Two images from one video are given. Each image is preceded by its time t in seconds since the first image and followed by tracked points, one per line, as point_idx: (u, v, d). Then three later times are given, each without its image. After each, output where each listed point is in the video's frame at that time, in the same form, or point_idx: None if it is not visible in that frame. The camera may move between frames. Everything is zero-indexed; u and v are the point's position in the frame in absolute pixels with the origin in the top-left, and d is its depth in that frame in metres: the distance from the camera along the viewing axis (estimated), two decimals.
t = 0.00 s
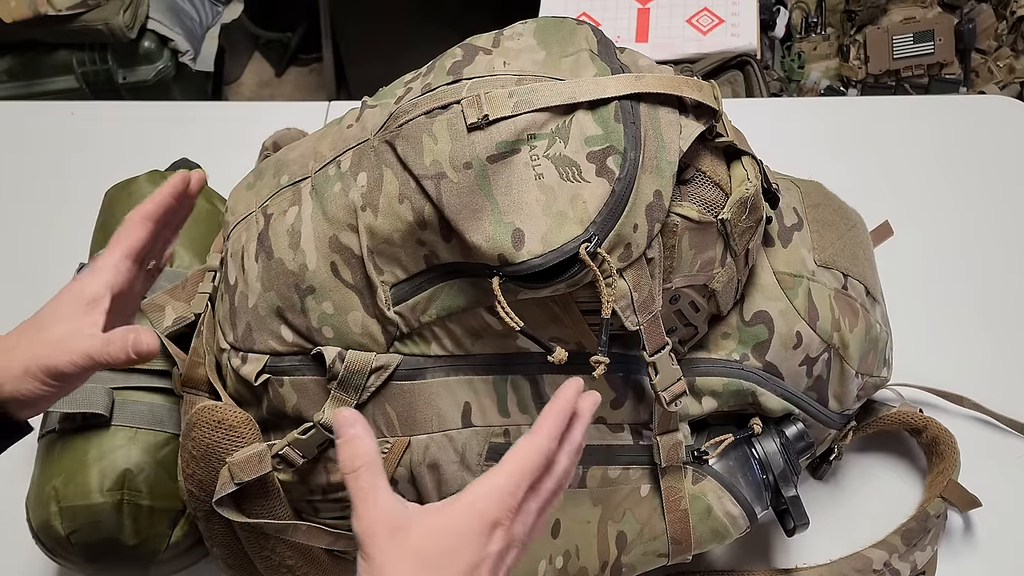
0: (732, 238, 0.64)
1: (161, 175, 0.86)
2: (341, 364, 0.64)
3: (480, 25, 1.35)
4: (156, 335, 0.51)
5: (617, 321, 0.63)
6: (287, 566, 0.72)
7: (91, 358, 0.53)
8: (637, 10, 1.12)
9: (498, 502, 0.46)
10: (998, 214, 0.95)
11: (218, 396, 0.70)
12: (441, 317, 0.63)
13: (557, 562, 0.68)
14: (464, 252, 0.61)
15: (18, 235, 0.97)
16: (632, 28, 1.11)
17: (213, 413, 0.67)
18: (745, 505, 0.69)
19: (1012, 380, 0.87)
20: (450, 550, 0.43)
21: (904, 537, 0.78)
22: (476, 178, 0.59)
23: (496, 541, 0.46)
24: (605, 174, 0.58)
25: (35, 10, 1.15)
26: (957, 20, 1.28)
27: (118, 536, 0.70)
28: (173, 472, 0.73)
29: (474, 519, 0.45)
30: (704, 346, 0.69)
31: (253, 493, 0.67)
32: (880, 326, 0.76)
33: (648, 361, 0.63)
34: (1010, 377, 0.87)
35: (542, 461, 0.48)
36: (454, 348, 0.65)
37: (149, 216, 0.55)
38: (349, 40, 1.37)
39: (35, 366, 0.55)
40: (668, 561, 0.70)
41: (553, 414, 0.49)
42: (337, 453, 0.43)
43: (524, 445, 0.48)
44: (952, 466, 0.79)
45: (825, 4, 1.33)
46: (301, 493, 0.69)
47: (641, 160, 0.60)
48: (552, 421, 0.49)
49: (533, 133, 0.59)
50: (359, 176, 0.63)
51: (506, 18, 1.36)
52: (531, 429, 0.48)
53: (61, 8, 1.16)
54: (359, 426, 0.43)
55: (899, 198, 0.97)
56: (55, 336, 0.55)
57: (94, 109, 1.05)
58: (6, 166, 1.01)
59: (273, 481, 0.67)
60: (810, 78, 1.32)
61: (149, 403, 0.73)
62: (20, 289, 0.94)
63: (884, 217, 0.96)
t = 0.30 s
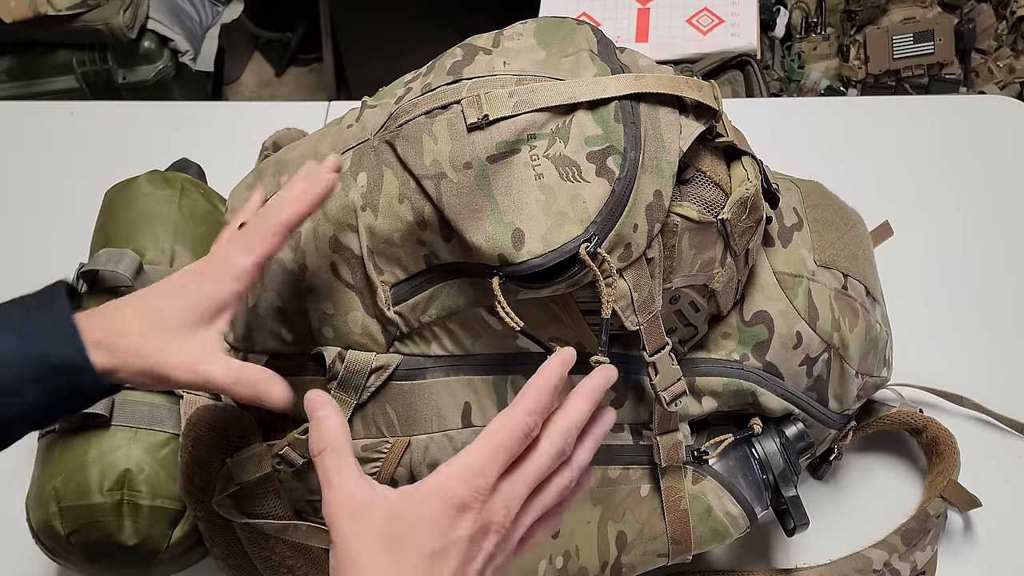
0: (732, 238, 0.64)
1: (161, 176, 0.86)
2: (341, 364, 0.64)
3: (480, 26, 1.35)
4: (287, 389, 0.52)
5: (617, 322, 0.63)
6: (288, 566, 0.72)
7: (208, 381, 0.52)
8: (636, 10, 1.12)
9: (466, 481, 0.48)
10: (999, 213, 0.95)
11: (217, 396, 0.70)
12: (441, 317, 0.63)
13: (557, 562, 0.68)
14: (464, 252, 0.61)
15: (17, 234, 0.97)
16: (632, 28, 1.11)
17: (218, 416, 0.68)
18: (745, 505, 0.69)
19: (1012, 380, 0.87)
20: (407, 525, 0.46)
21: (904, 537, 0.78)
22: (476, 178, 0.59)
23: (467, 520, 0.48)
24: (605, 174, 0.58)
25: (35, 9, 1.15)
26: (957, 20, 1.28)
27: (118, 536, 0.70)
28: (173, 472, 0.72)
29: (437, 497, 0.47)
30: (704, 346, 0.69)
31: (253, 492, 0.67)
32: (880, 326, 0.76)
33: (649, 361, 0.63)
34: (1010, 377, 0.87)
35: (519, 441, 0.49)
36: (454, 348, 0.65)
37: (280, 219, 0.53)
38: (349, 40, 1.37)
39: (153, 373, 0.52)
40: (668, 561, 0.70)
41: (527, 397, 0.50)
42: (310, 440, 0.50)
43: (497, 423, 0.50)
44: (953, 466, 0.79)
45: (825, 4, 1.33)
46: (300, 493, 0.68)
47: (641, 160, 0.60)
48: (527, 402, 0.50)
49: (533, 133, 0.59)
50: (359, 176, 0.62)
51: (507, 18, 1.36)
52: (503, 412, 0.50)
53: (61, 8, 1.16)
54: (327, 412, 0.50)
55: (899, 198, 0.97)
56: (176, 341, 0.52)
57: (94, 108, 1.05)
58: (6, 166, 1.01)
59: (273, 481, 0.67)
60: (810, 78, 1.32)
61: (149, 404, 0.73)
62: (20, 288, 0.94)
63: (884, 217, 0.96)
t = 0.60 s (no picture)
0: (732, 238, 0.64)
1: (161, 175, 0.86)
2: (341, 364, 0.64)
3: (480, 25, 1.35)
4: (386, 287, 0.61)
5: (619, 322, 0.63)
6: (287, 565, 0.72)
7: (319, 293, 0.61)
8: (636, 11, 1.12)
9: (447, 432, 0.45)
10: (1000, 213, 0.95)
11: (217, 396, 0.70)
12: (442, 317, 0.63)
13: (557, 562, 0.67)
14: (464, 252, 0.61)
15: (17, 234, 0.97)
16: (632, 28, 1.11)
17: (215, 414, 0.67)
18: (745, 504, 0.69)
19: (1013, 380, 0.87)
20: (387, 477, 0.46)
21: (904, 537, 0.78)
22: (476, 178, 0.59)
23: (446, 472, 0.45)
24: (605, 175, 0.58)
25: (35, 9, 1.15)
26: (956, 20, 1.28)
27: (118, 536, 0.71)
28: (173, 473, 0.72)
29: (414, 450, 0.46)
30: (704, 346, 0.69)
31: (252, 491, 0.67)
32: (880, 326, 0.76)
33: (649, 361, 0.63)
34: (1010, 378, 0.87)
35: (505, 387, 0.44)
36: (455, 348, 0.65)
37: (339, 126, 0.66)
38: (349, 39, 1.37)
39: (273, 288, 0.61)
40: (668, 561, 0.71)
41: (505, 347, 0.44)
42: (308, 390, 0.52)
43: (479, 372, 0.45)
44: (952, 466, 0.79)
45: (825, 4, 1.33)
46: (301, 493, 0.69)
47: (641, 160, 0.60)
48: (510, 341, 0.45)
49: (533, 133, 0.59)
50: (359, 177, 0.63)
51: (506, 18, 1.36)
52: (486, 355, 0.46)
53: (61, 8, 1.16)
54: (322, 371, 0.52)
55: (899, 198, 0.97)
56: (295, 273, 0.61)
57: (94, 108, 1.05)
58: (6, 165, 1.01)
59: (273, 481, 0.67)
60: (810, 78, 1.32)
61: (149, 403, 0.73)
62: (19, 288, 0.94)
63: (883, 217, 0.96)
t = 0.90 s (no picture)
0: (732, 238, 0.64)
1: (161, 175, 0.86)
2: (341, 364, 0.64)
3: (480, 25, 1.35)
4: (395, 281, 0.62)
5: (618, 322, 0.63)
6: (287, 565, 0.72)
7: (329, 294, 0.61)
8: (636, 11, 1.12)
9: (538, 443, 0.40)
10: (1000, 213, 0.95)
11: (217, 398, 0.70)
12: (442, 317, 0.63)
13: (557, 563, 0.67)
14: (464, 252, 0.61)
15: (18, 234, 0.97)
16: (632, 28, 1.11)
17: (215, 414, 0.67)
18: (745, 505, 0.69)
19: (1013, 380, 0.87)
20: (468, 484, 0.40)
21: (904, 537, 0.78)
22: (476, 178, 0.59)
23: (534, 488, 0.40)
24: (605, 175, 0.58)
25: (35, 9, 1.15)
26: (956, 20, 1.28)
27: (118, 536, 0.71)
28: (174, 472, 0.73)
29: (503, 455, 0.40)
30: (704, 346, 0.69)
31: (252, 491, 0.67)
32: (880, 326, 0.76)
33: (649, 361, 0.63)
34: (1011, 378, 0.87)
35: (611, 394, 0.39)
36: (454, 348, 0.65)
37: (337, 128, 0.66)
38: (349, 39, 1.37)
39: (280, 293, 0.62)
40: (668, 561, 0.70)
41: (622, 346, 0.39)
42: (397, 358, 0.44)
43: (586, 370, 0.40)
44: (952, 466, 0.79)
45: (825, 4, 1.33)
46: (300, 493, 0.68)
47: (641, 160, 0.60)
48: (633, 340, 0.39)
49: (533, 133, 0.59)
50: (359, 177, 0.63)
51: (507, 18, 1.36)
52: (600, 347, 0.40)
53: (61, 8, 1.16)
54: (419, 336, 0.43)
55: (899, 198, 0.97)
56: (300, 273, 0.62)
57: (94, 108, 1.05)
58: (6, 166, 1.01)
59: (274, 481, 0.67)
60: (809, 78, 1.32)
61: (150, 403, 0.73)
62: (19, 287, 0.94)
63: (883, 217, 0.96)
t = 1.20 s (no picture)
0: (732, 238, 0.64)
1: (161, 176, 0.86)
2: (341, 365, 0.64)
3: (480, 25, 1.35)
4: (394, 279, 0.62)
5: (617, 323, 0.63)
6: (287, 565, 0.72)
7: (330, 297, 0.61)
8: (636, 10, 1.12)
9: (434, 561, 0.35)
10: (999, 213, 0.95)
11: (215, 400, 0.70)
12: (441, 317, 0.63)
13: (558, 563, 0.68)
14: (464, 253, 0.61)
15: (17, 234, 0.97)
16: (632, 28, 1.11)
17: (216, 414, 0.67)
18: (745, 505, 0.69)
19: (1013, 380, 0.87)
20: None
21: (904, 538, 0.78)
22: (475, 179, 0.59)
23: None
24: (605, 175, 0.58)
25: (35, 9, 1.15)
26: (957, 20, 1.28)
27: (118, 536, 0.71)
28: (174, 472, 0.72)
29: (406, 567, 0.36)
30: (704, 346, 0.69)
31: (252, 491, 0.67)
32: (880, 326, 0.76)
33: (649, 361, 0.63)
34: (1011, 378, 0.87)
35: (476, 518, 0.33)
36: (454, 350, 0.65)
37: (332, 132, 0.67)
38: (349, 39, 1.37)
39: (278, 299, 0.62)
40: (668, 562, 0.70)
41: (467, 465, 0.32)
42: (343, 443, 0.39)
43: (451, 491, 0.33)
44: (952, 466, 0.79)
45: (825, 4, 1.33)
46: (300, 494, 0.68)
47: (641, 160, 0.59)
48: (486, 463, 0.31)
49: (533, 133, 0.59)
50: (359, 177, 0.63)
51: (507, 18, 1.36)
52: (492, 441, 0.32)
53: (61, 8, 1.16)
54: (387, 417, 0.37)
55: (898, 198, 0.97)
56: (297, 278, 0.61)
57: (94, 108, 1.04)
58: (5, 166, 1.01)
59: (273, 481, 0.66)
60: (810, 78, 1.32)
61: (149, 404, 0.72)
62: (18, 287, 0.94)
63: (883, 217, 0.96)
